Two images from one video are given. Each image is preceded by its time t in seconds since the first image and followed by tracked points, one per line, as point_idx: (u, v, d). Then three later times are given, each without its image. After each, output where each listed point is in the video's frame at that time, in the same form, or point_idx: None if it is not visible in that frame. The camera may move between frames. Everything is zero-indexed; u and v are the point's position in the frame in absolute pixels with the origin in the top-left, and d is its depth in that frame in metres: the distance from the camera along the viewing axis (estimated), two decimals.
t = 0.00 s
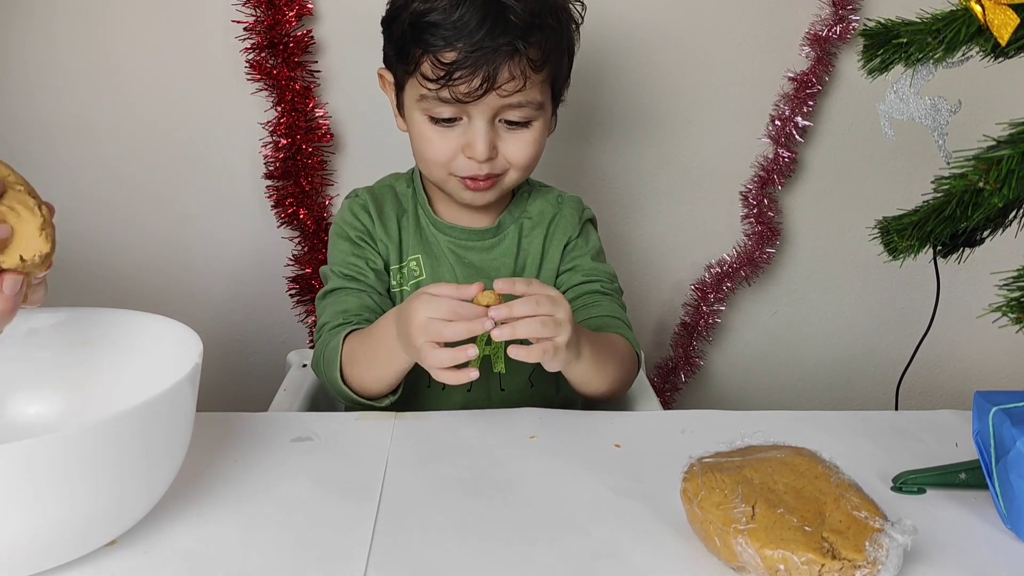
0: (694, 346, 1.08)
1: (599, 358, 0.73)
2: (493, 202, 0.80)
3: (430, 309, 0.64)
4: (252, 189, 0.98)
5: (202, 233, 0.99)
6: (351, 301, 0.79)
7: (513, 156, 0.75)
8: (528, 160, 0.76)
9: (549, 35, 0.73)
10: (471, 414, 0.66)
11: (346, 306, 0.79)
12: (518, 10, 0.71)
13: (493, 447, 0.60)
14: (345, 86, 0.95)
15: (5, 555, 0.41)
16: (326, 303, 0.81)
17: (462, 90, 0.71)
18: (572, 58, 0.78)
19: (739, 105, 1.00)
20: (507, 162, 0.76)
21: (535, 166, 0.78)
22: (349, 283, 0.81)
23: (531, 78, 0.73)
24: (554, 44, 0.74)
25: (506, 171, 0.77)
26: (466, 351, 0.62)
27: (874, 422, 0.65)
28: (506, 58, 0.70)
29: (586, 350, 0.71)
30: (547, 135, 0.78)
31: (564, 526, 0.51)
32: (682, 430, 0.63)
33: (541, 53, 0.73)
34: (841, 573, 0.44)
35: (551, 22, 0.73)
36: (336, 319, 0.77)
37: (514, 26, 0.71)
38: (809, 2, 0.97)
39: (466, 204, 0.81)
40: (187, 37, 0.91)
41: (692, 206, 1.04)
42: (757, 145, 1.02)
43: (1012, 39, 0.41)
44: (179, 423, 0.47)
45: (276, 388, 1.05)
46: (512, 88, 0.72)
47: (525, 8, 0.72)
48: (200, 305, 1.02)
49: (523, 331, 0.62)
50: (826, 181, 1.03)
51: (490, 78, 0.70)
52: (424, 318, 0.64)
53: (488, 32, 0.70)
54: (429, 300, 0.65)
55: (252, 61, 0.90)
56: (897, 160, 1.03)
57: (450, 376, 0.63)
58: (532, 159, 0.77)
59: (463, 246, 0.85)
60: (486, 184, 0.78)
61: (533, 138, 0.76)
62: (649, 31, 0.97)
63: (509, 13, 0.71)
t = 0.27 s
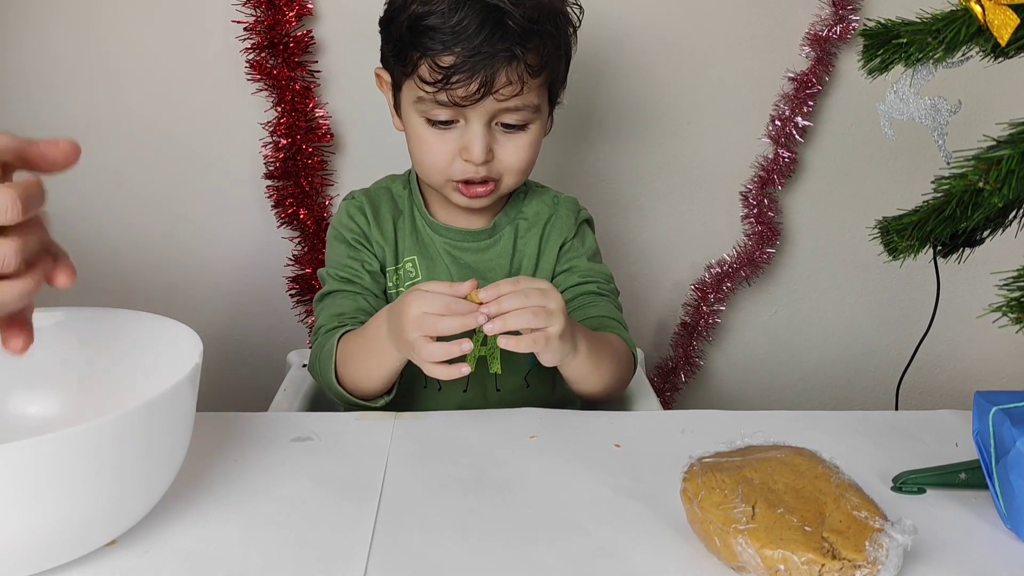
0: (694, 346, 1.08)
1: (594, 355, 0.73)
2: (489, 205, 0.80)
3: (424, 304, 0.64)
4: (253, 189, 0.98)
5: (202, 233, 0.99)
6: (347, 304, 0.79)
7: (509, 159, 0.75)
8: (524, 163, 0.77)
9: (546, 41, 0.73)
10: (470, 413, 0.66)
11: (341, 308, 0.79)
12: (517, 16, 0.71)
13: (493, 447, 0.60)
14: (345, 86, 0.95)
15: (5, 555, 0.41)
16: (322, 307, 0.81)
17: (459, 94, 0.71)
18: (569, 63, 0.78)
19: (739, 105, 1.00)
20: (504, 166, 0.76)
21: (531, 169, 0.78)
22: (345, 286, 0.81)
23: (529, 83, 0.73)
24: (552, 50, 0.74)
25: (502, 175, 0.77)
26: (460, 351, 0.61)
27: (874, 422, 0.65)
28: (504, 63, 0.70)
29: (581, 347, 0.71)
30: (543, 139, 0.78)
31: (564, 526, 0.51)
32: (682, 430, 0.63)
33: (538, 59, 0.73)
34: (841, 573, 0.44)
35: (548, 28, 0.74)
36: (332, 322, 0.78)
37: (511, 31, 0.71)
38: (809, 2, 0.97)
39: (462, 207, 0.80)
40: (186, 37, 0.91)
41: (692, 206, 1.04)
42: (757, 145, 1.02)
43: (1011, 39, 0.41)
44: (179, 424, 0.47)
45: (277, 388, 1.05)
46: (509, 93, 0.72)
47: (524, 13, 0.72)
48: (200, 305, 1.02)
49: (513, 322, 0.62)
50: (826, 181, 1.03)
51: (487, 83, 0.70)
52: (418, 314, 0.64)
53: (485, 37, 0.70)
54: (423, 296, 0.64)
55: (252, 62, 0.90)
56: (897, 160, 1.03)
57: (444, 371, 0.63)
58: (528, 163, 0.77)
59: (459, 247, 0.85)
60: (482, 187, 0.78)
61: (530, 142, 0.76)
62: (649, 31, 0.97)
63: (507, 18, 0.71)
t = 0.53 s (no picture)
0: (694, 346, 1.08)
1: (593, 359, 0.73)
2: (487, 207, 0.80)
3: (406, 308, 0.64)
4: (253, 189, 0.98)
5: (201, 233, 0.99)
6: (344, 306, 0.79)
7: (507, 162, 0.76)
8: (522, 166, 0.77)
9: (545, 44, 0.73)
10: (470, 413, 0.66)
11: (339, 311, 0.79)
12: (516, 19, 0.71)
13: (493, 447, 0.60)
14: (345, 86, 0.95)
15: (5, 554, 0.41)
16: (320, 308, 0.81)
17: (457, 97, 0.71)
18: (568, 65, 0.78)
19: (739, 105, 1.00)
20: (501, 168, 0.76)
21: (529, 172, 0.78)
22: (343, 288, 0.81)
23: (527, 86, 0.73)
24: (551, 52, 0.74)
25: (500, 178, 0.77)
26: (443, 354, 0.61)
27: (874, 422, 0.65)
28: (502, 67, 0.70)
29: (581, 350, 0.71)
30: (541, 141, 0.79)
31: (565, 526, 0.51)
32: (682, 430, 0.63)
33: (537, 61, 0.73)
34: (841, 573, 0.44)
35: (547, 31, 0.73)
36: (330, 324, 0.78)
37: (510, 34, 0.71)
38: (809, 1, 0.97)
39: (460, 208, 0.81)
40: (186, 37, 0.91)
41: (692, 206, 1.04)
42: (757, 145, 1.02)
43: (1011, 39, 0.41)
44: (178, 424, 0.47)
45: (277, 387, 1.05)
46: (508, 96, 0.72)
47: (523, 16, 0.72)
48: (200, 306, 1.02)
49: (513, 317, 0.63)
50: (826, 181, 1.03)
51: (486, 87, 0.70)
52: (400, 320, 0.65)
53: (484, 40, 0.70)
54: (404, 298, 0.65)
55: (252, 61, 0.90)
56: (897, 160, 1.03)
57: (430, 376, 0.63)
58: (526, 165, 0.77)
59: (458, 248, 0.86)
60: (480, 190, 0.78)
61: (528, 145, 0.76)
62: (649, 31, 0.97)
63: (506, 21, 0.71)
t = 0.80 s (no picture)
0: (694, 346, 1.08)
1: (597, 362, 0.73)
2: (487, 208, 0.80)
3: (386, 311, 0.64)
4: (252, 189, 0.98)
5: (201, 233, 0.99)
6: (341, 307, 0.79)
7: (507, 163, 0.76)
8: (521, 166, 0.77)
9: (545, 44, 0.73)
10: (470, 413, 0.66)
11: (337, 312, 0.79)
12: (516, 21, 0.71)
13: (493, 447, 0.60)
14: (345, 86, 0.95)
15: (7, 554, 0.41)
16: (318, 310, 0.81)
17: (458, 98, 0.71)
18: (567, 66, 0.78)
19: (739, 104, 1.00)
20: (502, 169, 0.76)
21: (529, 172, 0.79)
22: (342, 289, 0.81)
23: (528, 87, 0.73)
24: (550, 53, 0.74)
25: (500, 178, 0.77)
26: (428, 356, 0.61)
27: (874, 422, 0.65)
28: (503, 69, 0.70)
29: (586, 352, 0.71)
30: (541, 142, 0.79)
31: (564, 527, 0.51)
32: (682, 430, 0.63)
33: (537, 62, 0.73)
34: (842, 573, 0.44)
35: (547, 31, 0.73)
36: (327, 326, 0.78)
37: (510, 36, 0.71)
38: (809, 1, 0.97)
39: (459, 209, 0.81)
40: (186, 37, 0.91)
41: (692, 206, 1.04)
42: (757, 145, 1.02)
43: (1011, 39, 0.41)
44: (178, 424, 0.47)
45: (277, 387, 1.05)
46: (508, 97, 0.72)
47: (523, 18, 0.72)
48: (200, 305, 1.02)
49: (536, 308, 0.63)
50: (826, 181, 1.03)
51: (486, 88, 0.70)
52: (381, 324, 0.65)
53: (484, 41, 0.70)
54: (386, 300, 0.65)
55: (252, 61, 0.90)
56: (898, 160, 1.03)
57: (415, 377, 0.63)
58: (526, 165, 0.77)
59: (457, 249, 0.86)
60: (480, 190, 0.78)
61: (528, 145, 0.76)
62: (649, 31, 0.96)
63: (506, 22, 0.71)
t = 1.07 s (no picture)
0: (694, 346, 1.08)
1: (597, 363, 0.73)
2: (486, 207, 0.80)
3: (375, 312, 0.65)
4: (253, 189, 0.98)
5: (201, 233, 0.99)
6: (338, 307, 0.79)
7: (506, 161, 0.76)
8: (520, 165, 0.77)
9: (544, 42, 0.73)
10: (470, 413, 0.66)
11: (334, 312, 0.79)
12: (514, 19, 0.71)
13: (493, 447, 0.60)
14: (344, 85, 0.95)
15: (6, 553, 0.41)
16: (315, 311, 0.81)
17: (457, 96, 0.71)
18: (565, 64, 0.78)
19: (739, 105, 1.00)
20: (500, 167, 0.76)
21: (527, 171, 0.79)
22: (339, 289, 0.81)
23: (526, 85, 0.73)
24: (549, 50, 0.74)
25: (498, 177, 0.77)
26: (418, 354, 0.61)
27: (874, 422, 0.65)
28: (501, 66, 0.70)
29: (586, 352, 0.71)
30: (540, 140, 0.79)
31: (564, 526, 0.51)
32: (681, 430, 0.63)
33: (535, 60, 0.73)
34: (841, 573, 0.44)
35: (545, 30, 0.73)
36: (325, 326, 0.78)
37: (509, 34, 0.71)
38: (809, 1, 0.97)
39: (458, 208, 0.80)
40: (186, 37, 0.91)
41: (692, 206, 1.04)
42: (757, 145, 1.02)
43: (1011, 39, 0.41)
44: (178, 424, 0.47)
45: (277, 387, 1.05)
46: (507, 94, 0.72)
47: (521, 16, 0.72)
48: (200, 305, 1.02)
49: (536, 308, 0.63)
50: (826, 181, 1.03)
51: (485, 85, 0.70)
52: (370, 325, 0.65)
53: (483, 39, 0.70)
54: (375, 301, 0.66)
55: (252, 62, 0.90)
56: (898, 160, 1.03)
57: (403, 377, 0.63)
58: (525, 163, 0.77)
59: (456, 248, 0.86)
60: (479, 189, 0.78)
61: (527, 143, 0.76)
62: (649, 31, 0.96)
63: (504, 20, 0.71)
